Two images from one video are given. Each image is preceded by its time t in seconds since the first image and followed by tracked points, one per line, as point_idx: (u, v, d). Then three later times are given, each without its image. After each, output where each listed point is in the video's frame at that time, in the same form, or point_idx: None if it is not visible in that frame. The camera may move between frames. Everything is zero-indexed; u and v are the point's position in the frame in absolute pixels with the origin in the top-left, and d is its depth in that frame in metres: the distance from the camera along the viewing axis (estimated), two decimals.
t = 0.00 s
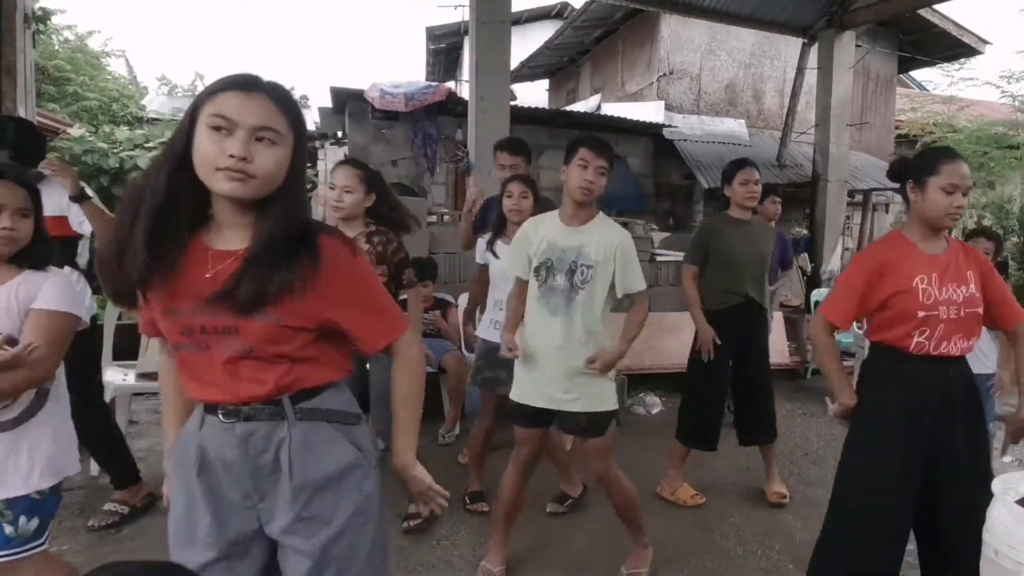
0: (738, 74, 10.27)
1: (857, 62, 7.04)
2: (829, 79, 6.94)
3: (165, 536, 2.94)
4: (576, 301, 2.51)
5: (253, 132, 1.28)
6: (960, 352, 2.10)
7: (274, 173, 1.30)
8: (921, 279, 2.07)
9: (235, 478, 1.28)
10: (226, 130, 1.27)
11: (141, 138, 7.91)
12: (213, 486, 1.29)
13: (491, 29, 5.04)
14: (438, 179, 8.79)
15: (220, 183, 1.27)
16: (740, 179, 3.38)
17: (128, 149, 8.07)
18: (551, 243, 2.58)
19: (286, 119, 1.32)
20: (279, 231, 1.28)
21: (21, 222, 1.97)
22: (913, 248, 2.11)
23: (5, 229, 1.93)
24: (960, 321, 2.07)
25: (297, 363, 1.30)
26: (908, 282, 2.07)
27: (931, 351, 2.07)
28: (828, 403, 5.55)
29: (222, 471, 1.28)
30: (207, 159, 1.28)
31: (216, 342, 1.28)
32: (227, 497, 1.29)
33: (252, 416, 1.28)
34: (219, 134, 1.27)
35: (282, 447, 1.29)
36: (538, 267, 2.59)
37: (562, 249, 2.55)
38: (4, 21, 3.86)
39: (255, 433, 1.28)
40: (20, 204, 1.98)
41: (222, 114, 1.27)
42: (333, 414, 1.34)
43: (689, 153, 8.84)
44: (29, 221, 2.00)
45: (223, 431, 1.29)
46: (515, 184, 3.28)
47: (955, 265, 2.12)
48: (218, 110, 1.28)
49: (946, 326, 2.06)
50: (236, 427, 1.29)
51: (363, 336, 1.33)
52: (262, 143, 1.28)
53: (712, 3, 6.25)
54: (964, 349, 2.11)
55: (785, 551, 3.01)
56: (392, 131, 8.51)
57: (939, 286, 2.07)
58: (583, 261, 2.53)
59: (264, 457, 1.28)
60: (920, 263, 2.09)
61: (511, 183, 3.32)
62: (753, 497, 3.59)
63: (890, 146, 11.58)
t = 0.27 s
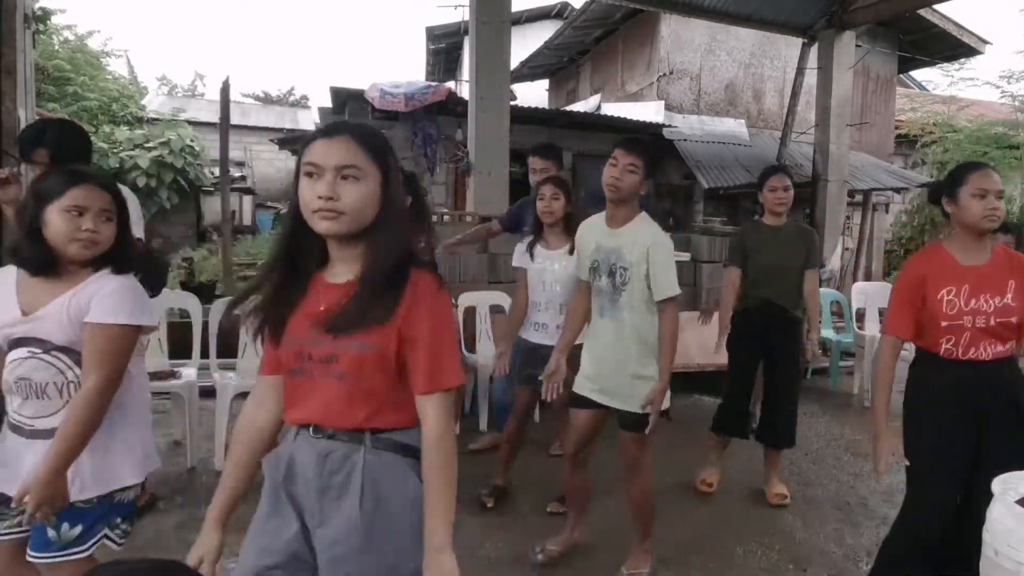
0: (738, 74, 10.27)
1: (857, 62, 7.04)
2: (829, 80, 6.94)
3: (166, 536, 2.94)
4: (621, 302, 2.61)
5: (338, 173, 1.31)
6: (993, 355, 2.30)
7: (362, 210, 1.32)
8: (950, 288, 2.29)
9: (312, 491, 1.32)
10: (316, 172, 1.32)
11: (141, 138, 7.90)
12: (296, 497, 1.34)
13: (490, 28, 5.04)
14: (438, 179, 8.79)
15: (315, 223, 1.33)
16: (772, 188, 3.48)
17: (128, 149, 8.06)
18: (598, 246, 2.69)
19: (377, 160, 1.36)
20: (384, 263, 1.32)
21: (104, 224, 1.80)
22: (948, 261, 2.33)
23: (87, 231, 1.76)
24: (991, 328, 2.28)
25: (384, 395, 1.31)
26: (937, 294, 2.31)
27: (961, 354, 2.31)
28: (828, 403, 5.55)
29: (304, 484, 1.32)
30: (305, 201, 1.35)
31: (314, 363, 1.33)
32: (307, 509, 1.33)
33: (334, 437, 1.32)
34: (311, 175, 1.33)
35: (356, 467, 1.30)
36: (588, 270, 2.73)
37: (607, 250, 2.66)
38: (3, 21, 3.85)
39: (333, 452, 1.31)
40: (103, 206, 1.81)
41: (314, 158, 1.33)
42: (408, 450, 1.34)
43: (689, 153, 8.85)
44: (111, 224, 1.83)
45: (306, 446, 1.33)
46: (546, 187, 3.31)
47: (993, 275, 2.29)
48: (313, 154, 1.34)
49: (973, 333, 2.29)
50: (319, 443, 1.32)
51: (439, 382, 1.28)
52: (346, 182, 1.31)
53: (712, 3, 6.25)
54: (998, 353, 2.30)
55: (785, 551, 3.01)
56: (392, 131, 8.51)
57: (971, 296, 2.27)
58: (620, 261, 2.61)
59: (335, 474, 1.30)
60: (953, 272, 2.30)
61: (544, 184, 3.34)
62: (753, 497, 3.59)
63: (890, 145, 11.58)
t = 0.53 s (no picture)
0: (738, 74, 10.27)
1: (857, 62, 7.04)
2: (829, 79, 6.94)
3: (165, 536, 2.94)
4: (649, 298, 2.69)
5: (389, 179, 1.32)
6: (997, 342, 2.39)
7: (413, 213, 1.33)
8: (959, 278, 2.42)
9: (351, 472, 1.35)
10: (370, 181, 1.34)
11: (141, 137, 7.90)
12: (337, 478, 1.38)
13: (491, 28, 5.04)
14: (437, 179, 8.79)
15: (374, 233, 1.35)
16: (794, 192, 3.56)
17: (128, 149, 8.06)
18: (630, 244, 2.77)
19: (422, 164, 1.35)
20: (439, 261, 1.34)
21: (191, 236, 1.81)
22: (962, 253, 2.45)
23: (177, 244, 1.77)
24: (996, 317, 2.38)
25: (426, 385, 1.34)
26: (949, 281, 2.44)
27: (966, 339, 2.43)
28: (829, 403, 5.55)
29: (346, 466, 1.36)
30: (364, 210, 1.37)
31: (359, 355, 1.36)
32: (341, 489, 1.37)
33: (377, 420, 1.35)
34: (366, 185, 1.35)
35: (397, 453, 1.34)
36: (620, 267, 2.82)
37: (638, 249, 2.73)
38: (3, 21, 3.85)
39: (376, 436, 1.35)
40: (188, 218, 1.81)
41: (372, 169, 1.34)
42: (441, 443, 1.37)
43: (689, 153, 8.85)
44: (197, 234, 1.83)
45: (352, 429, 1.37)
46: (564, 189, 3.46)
47: (1006, 268, 2.38)
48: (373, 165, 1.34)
49: (979, 319, 2.39)
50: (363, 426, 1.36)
51: (441, 349, 1.24)
52: (399, 189, 1.32)
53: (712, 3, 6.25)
54: (1003, 341, 2.39)
55: (785, 551, 3.00)
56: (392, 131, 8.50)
57: (980, 285, 2.39)
58: (650, 260, 2.68)
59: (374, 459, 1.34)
60: (966, 263, 2.42)
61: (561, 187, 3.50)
62: (753, 497, 3.59)
63: (890, 146, 11.58)
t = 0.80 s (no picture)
0: (738, 74, 10.27)
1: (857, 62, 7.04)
2: (829, 80, 6.95)
3: (165, 537, 2.94)
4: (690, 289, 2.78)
5: (413, 152, 1.46)
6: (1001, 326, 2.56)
7: (432, 182, 1.48)
8: (966, 266, 2.60)
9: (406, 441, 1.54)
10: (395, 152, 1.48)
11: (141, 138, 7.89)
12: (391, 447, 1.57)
13: (491, 29, 5.05)
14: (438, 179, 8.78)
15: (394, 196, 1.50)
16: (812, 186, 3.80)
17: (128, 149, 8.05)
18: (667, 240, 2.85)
19: (445, 138, 1.49)
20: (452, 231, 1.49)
21: (250, 222, 2.07)
22: (969, 244, 2.63)
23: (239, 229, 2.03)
24: (1001, 301, 2.54)
25: (452, 343, 1.50)
26: (956, 268, 2.62)
27: (972, 324, 2.59)
28: (829, 403, 5.55)
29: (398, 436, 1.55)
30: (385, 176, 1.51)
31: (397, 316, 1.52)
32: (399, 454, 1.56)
33: (419, 390, 1.53)
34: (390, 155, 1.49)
35: (443, 418, 1.51)
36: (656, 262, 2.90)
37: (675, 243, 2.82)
38: (3, 21, 3.85)
39: (423, 406, 1.52)
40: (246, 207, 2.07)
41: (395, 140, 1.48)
42: (482, 403, 1.55)
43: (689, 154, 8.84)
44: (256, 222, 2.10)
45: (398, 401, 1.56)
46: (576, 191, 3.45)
47: (1010, 256, 2.55)
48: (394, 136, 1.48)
49: (984, 305, 2.56)
50: (408, 397, 1.54)
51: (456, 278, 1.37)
52: (421, 160, 1.46)
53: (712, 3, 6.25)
54: (1006, 325, 2.56)
55: (785, 551, 3.00)
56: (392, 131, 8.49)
57: (986, 272, 2.56)
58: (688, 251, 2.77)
59: (424, 424, 1.52)
60: (973, 253, 2.60)
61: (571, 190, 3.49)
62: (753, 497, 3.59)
63: (890, 146, 11.58)
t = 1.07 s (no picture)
0: (738, 74, 10.27)
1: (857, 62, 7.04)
2: (830, 80, 6.94)
3: (166, 536, 2.94)
4: (719, 284, 2.83)
5: (509, 161, 1.60)
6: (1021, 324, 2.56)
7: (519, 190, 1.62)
8: (987, 265, 2.61)
9: (467, 434, 1.58)
10: (491, 160, 1.59)
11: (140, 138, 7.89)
12: (448, 441, 1.59)
13: (491, 29, 5.04)
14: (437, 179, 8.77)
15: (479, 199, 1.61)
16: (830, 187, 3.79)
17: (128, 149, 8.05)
18: (689, 237, 2.88)
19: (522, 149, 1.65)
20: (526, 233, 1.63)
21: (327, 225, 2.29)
22: (988, 243, 2.64)
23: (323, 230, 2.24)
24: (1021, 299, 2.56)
25: (516, 339, 1.60)
26: (977, 267, 2.64)
27: (994, 321, 2.60)
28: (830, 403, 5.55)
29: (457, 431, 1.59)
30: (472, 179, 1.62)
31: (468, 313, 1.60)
32: (456, 447, 1.59)
33: (485, 387, 1.59)
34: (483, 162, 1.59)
35: (505, 413, 1.57)
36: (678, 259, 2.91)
37: (700, 241, 2.85)
38: (3, 21, 3.85)
39: (488, 401, 1.58)
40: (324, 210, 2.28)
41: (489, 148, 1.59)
42: (540, 397, 1.62)
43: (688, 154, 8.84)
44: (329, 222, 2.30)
45: (460, 397, 1.60)
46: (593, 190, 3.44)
47: None
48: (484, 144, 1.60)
49: (1007, 302, 2.58)
50: (471, 394, 1.59)
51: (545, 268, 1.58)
52: (514, 169, 1.61)
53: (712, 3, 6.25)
54: None
55: (785, 551, 3.00)
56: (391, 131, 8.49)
57: (1007, 271, 2.57)
58: (718, 248, 2.84)
59: (489, 420, 1.57)
60: (992, 253, 2.61)
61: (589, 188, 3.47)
62: (753, 497, 3.59)
63: (890, 145, 11.58)
